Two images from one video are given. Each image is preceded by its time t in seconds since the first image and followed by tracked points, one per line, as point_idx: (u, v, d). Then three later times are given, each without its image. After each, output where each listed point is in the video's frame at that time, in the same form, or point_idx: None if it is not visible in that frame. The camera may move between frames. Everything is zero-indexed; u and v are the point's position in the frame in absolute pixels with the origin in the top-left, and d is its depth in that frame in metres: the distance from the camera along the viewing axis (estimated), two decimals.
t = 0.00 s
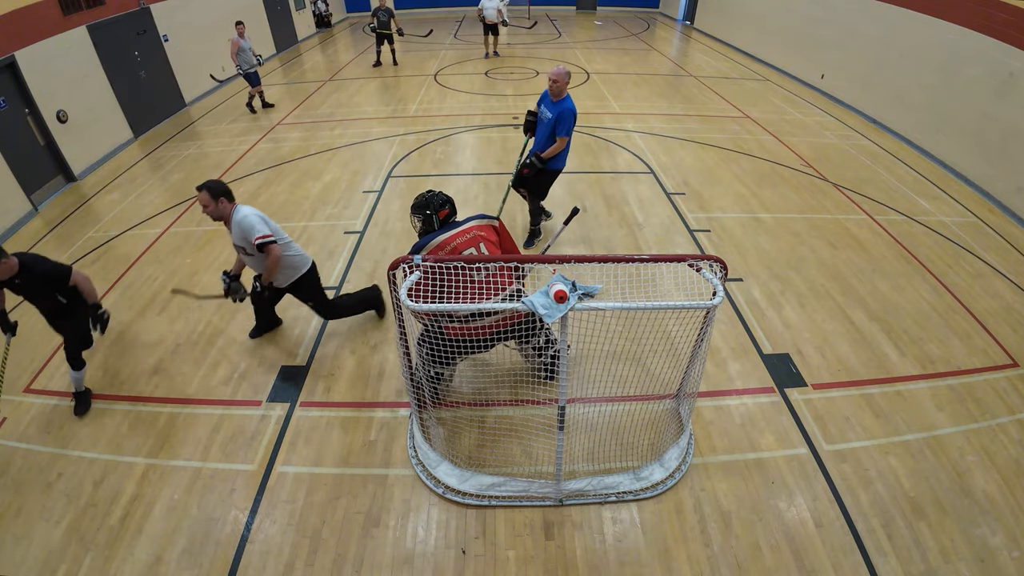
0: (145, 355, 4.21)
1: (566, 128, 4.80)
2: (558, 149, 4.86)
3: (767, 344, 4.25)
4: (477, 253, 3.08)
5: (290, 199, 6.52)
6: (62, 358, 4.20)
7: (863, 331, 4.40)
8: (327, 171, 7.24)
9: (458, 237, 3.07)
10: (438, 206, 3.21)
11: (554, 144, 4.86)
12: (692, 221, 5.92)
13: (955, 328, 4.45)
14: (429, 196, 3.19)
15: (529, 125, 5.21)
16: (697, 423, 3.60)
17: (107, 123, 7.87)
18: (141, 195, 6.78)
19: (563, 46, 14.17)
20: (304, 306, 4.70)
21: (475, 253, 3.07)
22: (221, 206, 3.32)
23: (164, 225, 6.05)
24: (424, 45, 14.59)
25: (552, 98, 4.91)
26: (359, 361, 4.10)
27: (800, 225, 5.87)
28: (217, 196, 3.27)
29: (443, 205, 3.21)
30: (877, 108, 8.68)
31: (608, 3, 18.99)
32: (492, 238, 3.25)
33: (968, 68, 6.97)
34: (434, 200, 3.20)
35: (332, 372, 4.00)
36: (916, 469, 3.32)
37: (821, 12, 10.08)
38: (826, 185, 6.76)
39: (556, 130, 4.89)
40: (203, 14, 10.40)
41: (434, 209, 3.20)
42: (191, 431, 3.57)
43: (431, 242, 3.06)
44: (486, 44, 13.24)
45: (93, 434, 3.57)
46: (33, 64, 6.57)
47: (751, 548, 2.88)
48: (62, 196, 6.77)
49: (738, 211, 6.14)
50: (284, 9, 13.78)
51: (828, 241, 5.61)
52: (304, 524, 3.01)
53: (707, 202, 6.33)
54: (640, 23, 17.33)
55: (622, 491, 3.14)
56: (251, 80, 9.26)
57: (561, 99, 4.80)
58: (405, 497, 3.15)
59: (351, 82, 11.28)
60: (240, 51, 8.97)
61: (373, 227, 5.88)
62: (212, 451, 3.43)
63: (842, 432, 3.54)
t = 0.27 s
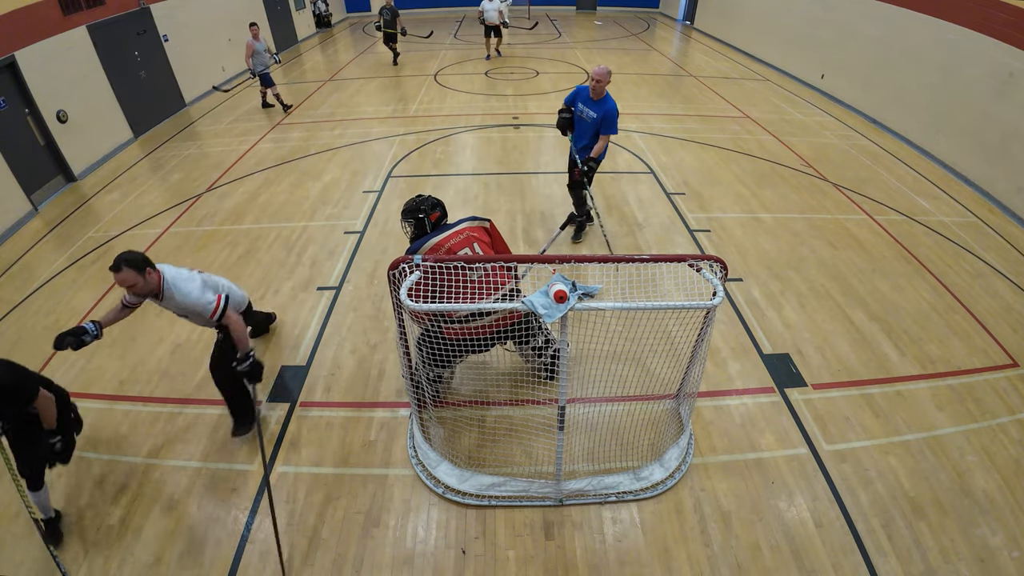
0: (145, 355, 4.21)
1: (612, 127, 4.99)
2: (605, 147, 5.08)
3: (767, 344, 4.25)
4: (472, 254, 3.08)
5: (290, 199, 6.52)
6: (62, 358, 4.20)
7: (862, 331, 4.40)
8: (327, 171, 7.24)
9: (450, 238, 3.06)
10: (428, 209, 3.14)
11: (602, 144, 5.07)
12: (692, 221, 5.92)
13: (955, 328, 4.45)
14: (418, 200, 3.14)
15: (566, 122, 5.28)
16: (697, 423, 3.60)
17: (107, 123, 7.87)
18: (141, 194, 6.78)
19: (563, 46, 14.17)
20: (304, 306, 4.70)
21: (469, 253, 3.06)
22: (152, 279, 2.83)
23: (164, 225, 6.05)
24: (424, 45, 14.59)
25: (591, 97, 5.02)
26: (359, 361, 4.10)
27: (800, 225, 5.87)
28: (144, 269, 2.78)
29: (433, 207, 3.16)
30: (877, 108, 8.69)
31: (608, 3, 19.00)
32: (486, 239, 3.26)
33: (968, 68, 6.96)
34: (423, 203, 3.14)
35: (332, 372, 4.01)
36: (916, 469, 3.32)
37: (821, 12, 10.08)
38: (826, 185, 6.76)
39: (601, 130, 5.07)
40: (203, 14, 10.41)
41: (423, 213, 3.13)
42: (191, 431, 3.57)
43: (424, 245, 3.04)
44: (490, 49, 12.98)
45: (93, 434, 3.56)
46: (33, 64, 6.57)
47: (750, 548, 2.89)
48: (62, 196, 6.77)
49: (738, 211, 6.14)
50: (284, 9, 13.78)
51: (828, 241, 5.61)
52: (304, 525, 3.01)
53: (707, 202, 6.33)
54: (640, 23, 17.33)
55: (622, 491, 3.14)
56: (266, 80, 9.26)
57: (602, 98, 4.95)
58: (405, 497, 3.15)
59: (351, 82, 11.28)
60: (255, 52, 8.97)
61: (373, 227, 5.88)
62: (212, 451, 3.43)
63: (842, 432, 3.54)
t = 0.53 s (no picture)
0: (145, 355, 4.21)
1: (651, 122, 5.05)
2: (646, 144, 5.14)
3: (767, 344, 4.25)
4: (472, 253, 3.08)
5: (290, 199, 6.52)
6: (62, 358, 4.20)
7: (862, 331, 4.40)
8: (327, 171, 7.24)
9: (450, 237, 3.06)
10: (427, 209, 3.14)
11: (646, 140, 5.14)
12: (692, 221, 5.92)
13: (955, 328, 4.45)
14: (416, 202, 3.14)
15: (602, 120, 5.36)
16: (697, 423, 3.60)
17: (107, 124, 7.87)
18: (141, 194, 6.78)
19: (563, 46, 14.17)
20: (304, 306, 4.70)
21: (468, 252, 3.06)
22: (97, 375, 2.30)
23: (164, 225, 6.05)
24: (424, 45, 14.59)
25: (626, 95, 5.08)
26: (359, 361, 4.10)
27: (800, 225, 5.87)
28: (82, 367, 2.21)
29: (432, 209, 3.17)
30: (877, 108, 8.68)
31: (608, 3, 19.00)
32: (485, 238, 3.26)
33: (968, 68, 6.96)
34: (422, 205, 3.14)
35: (332, 372, 4.01)
36: (916, 469, 3.32)
37: (821, 12, 10.08)
38: (826, 185, 6.76)
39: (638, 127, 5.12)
40: (203, 14, 10.41)
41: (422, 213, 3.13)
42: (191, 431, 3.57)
43: (423, 245, 3.03)
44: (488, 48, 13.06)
45: (92, 434, 3.56)
46: (33, 64, 6.58)
47: (750, 548, 2.89)
48: (62, 196, 6.77)
49: (738, 211, 6.14)
50: (284, 9, 13.78)
51: (828, 241, 5.61)
52: (304, 525, 3.01)
53: (707, 202, 6.33)
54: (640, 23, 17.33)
55: (622, 491, 3.14)
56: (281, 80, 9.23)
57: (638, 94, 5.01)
58: (404, 497, 3.15)
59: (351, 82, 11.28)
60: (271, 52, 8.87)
61: (373, 227, 5.88)
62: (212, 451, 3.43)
63: (842, 432, 3.54)
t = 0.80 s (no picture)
0: (145, 355, 4.21)
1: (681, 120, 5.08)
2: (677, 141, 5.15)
3: (767, 344, 4.25)
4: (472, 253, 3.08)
5: (290, 199, 6.52)
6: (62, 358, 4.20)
7: (862, 331, 4.40)
8: (327, 171, 7.24)
9: (450, 236, 3.05)
10: (427, 208, 3.15)
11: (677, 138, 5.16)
12: (692, 221, 5.92)
13: (955, 328, 4.45)
14: (416, 202, 3.13)
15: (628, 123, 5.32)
16: (697, 423, 3.60)
17: (107, 123, 7.87)
18: (141, 195, 6.78)
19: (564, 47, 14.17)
20: (304, 306, 4.70)
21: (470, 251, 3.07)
22: (16, 423, 1.99)
23: (164, 225, 6.05)
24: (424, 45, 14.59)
25: (653, 95, 5.09)
26: (359, 361, 4.10)
27: (800, 225, 5.87)
28: None
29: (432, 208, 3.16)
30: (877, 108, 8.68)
31: (608, 2, 19.00)
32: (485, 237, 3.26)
33: (968, 68, 6.96)
34: (421, 205, 3.13)
35: (332, 372, 4.01)
36: (916, 469, 3.32)
37: (821, 12, 10.08)
38: (826, 185, 6.76)
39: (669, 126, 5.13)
40: (203, 14, 10.41)
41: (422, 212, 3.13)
42: (191, 431, 3.57)
43: (424, 245, 3.03)
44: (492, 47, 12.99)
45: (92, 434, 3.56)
46: (33, 64, 6.58)
47: (750, 548, 2.89)
48: (62, 196, 6.77)
49: (738, 211, 6.14)
50: (284, 9, 13.78)
51: (828, 241, 5.61)
52: (304, 525, 3.01)
53: (707, 202, 6.33)
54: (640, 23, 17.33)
55: (622, 491, 3.14)
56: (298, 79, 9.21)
57: (666, 94, 5.02)
58: (404, 497, 3.15)
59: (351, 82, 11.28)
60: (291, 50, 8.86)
61: (373, 227, 5.88)
62: (212, 451, 3.43)
63: (842, 432, 3.54)
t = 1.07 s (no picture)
0: (145, 355, 4.21)
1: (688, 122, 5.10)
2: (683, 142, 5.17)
3: (767, 344, 4.25)
4: (472, 253, 3.07)
5: (290, 199, 6.52)
6: (62, 358, 4.20)
7: (862, 331, 4.40)
8: (327, 171, 7.24)
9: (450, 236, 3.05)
10: (427, 208, 3.13)
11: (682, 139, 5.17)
12: (692, 221, 5.92)
13: (955, 328, 4.45)
14: (415, 202, 3.13)
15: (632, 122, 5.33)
16: (697, 423, 3.60)
17: (107, 123, 7.87)
18: (141, 195, 6.78)
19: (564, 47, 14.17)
20: (304, 306, 4.70)
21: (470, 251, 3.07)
22: None
23: (164, 225, 6.05)
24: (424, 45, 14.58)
25: (661, 95, 5.10)
26: (359, 361, 4.11)
27: (800, 225, 5.87)
28: None
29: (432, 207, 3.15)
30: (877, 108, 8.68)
31: (608, 3, 19.01)
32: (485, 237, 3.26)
33: (968, 68, 6.96)
34: (421, 205, 3.13)
35: (332, 372, 4.01)
36: (916, 469, 3.32)
37: (821, 12, 10.07)
38: (826, 185, 6.76)
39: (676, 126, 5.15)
40: (203, 14, 10.41)
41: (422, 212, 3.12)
42: (191, 431, 3.57)
43: (425, 245, 3.03)
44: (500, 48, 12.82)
45: (93, 434, 3.56)
46: (33, 64, 6.58)
47: (750, 548, 2.89)
48: (62, 196, 6.77)
49: (738, 211, 6.14)
50: (284, 9, 13.79)
51: (828, 241, 5.61)
52: (304, 525, 3.01)
53: (707, 202, 6.33)
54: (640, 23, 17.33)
55: (622, 491, 3.14)
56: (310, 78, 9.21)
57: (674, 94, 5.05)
58: (404, 497, 3.15)
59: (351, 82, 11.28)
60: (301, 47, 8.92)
61: (373, 227, 5.88)
62: (212, 451, 3.44)
63: (842, 432, 3.54)
